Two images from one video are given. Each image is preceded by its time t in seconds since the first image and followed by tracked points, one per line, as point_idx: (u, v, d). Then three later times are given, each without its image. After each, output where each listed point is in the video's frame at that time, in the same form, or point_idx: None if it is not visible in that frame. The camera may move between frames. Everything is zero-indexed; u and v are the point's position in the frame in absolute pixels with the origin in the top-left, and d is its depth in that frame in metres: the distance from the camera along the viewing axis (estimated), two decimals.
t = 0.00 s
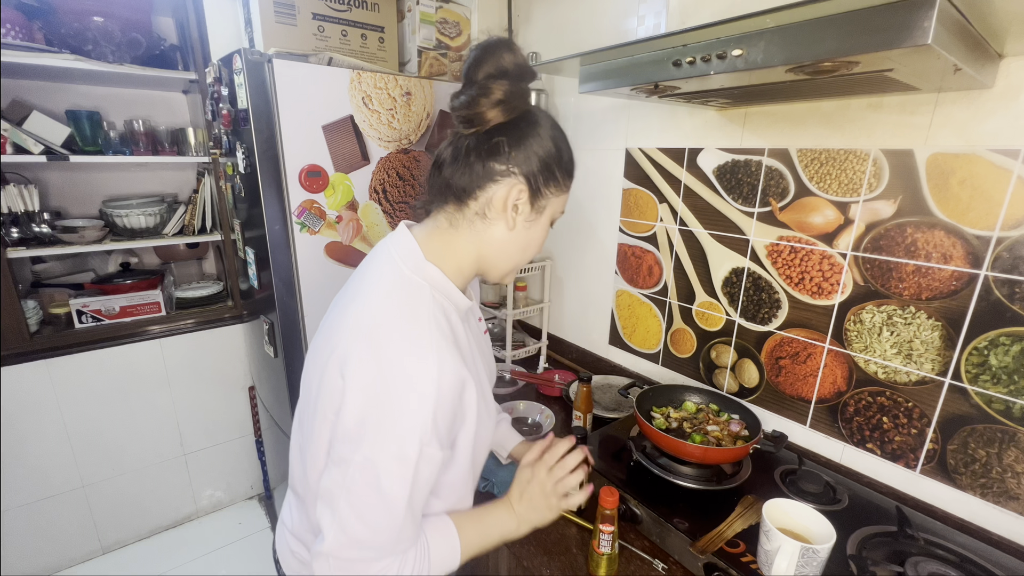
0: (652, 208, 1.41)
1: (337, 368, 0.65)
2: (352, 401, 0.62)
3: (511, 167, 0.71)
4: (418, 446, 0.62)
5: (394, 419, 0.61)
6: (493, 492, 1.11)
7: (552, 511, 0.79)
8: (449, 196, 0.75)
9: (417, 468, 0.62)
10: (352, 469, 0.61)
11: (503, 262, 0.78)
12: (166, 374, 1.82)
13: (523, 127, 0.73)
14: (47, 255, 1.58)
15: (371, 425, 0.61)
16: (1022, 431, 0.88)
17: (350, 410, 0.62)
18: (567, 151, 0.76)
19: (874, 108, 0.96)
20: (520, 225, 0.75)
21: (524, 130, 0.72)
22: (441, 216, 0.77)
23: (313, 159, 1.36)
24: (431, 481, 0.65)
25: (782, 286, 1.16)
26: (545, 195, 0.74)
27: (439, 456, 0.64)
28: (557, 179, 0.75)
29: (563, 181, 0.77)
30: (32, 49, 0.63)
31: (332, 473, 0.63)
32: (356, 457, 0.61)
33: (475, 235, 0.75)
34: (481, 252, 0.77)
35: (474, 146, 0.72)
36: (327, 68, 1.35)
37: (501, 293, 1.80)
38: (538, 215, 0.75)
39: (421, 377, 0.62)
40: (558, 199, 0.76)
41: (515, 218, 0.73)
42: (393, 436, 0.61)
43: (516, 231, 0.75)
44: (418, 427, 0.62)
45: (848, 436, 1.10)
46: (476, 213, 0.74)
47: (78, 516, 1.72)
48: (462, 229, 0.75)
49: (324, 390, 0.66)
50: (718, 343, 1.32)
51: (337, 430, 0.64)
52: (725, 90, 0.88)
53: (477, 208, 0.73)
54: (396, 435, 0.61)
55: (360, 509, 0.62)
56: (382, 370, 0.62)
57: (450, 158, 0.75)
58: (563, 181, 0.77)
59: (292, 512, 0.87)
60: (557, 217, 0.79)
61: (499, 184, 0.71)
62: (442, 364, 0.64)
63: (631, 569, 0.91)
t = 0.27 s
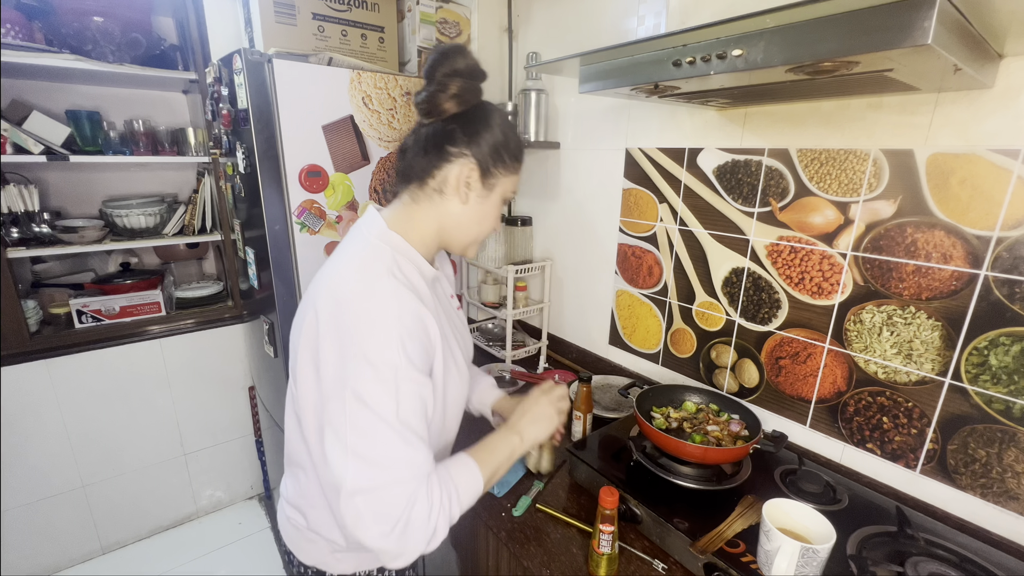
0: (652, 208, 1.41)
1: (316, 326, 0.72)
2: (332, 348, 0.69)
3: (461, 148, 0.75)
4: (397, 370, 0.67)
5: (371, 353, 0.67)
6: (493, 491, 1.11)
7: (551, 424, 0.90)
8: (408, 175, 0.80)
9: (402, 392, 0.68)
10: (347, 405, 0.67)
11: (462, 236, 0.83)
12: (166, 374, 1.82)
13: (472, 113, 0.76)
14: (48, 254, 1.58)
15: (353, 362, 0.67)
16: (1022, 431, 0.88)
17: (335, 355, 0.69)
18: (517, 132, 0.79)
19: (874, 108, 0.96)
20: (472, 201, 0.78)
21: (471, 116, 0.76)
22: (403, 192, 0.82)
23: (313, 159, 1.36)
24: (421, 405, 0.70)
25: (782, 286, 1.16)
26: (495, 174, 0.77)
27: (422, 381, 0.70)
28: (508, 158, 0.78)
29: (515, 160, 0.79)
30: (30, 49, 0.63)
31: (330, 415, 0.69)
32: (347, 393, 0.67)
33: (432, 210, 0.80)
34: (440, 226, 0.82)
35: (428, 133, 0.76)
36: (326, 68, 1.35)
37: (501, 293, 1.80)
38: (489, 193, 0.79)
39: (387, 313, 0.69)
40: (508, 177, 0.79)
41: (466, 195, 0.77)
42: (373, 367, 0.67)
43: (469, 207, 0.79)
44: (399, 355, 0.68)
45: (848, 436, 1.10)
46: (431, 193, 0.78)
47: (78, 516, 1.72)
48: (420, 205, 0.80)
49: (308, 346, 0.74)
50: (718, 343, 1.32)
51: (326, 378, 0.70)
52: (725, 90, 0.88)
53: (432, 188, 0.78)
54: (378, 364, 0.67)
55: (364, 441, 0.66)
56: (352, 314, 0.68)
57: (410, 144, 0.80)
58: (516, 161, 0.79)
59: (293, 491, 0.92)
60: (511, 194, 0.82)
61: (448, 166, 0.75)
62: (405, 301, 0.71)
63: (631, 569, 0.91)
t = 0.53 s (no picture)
0: (652, 208, 1.41)
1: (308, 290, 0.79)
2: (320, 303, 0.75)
3: (406, 127, 0.83)
4: (378, 313, 0.73)
5: (354, 299, 0.73)
6: (493, 491, 1.11)
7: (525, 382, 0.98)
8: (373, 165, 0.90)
9: (384, 330, 0.73)
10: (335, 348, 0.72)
11: (416, 211, 0.88)
12: (166, 374, 1.82)
13: (420, 102, 0.85)
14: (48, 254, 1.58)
15: (339, 309, 0.73)
16: (1022, 431, 0.88)
17: (322, 309, 0.75)
18: (461, 114, 0.85)
19: (874, 108, 0.95)
20: (417, 173, 0.84)
21: (419, 104, 0.85)
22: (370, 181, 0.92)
23: (313, 159, 1.36)
24: (403, 344, 0.75)
25: (782, 286, 1.16)
26: (436, 147, 0.83)
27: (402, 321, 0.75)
28: (450, 133, 0.84)
29: (458, 137, 0.84)
30: (30, 48, 0.63)
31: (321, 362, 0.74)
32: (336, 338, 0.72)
33: (387, 189, 0.87)
34: (398, 205, 0.88)
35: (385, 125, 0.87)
36: (326, 68, 1.35)
37: (501, 293, 1.79)
38: (432, 165, 0.84)
39: (367, 265, 0.75)
40: (450, 151, 0.84)
41: (413, 169, 0.84)
42: (356, 310, 0.72)
43: (417, 180, 0.85)
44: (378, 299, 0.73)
45: (848, 436, 1.10)
46: (384, 172, 0.87)
47: (78, 516, 1.72)
48: (379, 185, 0.87)
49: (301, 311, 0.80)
50: (718, 343, 1.32)
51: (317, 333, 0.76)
52: (725, 90, 0.88)
53: (385, 168, 0.87)
54: (361, 306, 0.72)
55: (352, 377, 0.71)
56: (335, 271, 0.75)
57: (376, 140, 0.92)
58: (460, 138, 0.85)
59: (300, 474, 0.95)
60: (459, 170, 0.86)
61: (395, 144, 0.84)
62: (384, 257, 0.77)
63: (631, 569, 0.92)
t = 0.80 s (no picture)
0: (652, 208, 1.41)
1: (313, 286, 0.79)
2: (320, 299, 0.75)
3: (406, 125, 0.83)
4: (370, 313, 0.70)
5: (348, 297, 0.71)
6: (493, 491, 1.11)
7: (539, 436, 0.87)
8: (374, 164, 0.90)
9: (374, 332, 0.70)
10: (325, 347, 0.70)
11: (416, 208, 0.88)
12: (165, 374, 1.82)
13: (421, 101, 0.86)
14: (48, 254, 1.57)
15: (333, 306, 0.72)
16: (1022, 431, 0.88)
17: (321, 305, 0.74)
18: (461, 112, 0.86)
19: (874, 108, 0.96)
20: (419, 170, 0.85)
21: (420, 103, 0.85)
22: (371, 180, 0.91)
23: (313, 159, 1.36)
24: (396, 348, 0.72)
25: (782, 286, 1.16)
26: (437, 144, 0.84)
27: (395, 322, 0.72)
28: (449, 130, 0.84)
29: (458, 134, 0.85)
30: (31, 47, 0.63)
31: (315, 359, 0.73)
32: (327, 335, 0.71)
33: (390, 187, 0.87)
34: (401, 204, 0.88)
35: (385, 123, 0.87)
36: (326, 68, 1.35)
37: (501, 293, 1.79)
38: (434, 162, 0.84)
39: (363, 264, 0.74)
40: (451, 147, 0.85)
41: (414, 166, 0.84)
42: (349, 309, 0.71)
43: (419, 178, 0.85)
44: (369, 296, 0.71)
45: (847, 436, 1.10)
46: (387, 169, 0.86)
47: (78, 516, 1.72)
48: (380, 183, 0.87)
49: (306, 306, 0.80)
50: (718, 343, 1.32)
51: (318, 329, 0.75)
52: (726, 90, 0.88)
53: (387, 165, 0.86)
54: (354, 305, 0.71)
55: (340, 378, 0.70)
56: (335, 267, 0.74)
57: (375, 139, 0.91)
58: (460, 135, 0.85)
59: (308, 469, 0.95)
60: (459, 167, 0.87)
61: (397, 142, 0.83)
62: (382, 255, 0.76)
63: (631, 569, 0.92)
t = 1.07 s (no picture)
0: (652, 208, 1.41)
1: (339, 292, 0.77)
2: (353, 309, 0.75)
3: (428, 134, 0.83)
4: (411, 325, 0.73)
5: (390, 308, 0.73)
6: (493, 491, 1.11)
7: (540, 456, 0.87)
8: (384, 167, 0.88)
9: (416, 344, 0.73)
10: (370, 357, 0.73)
11: (434, 217, 0.90)
12: (166, 374, 1.82)
13: (437, 109, 0.86)
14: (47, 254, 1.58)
15: (372, 318, 0.73)
16: (1022, 431, 0.88)
17: (357, 315, 0.75)
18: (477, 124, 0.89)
19: (874, 108, 0.96)
20: (441, 182, 0.86)
21: (437, 111, 0.85)
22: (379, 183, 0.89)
23: (313, 159, 1.36)
24: (433, 359, 0.76)
25: (782, 286, 1.16)
26: (459, 157, 0.86)
27: (432, 332, 0.75)
28: (470, 142, 0.87)
29: (476, 147, 0.88)
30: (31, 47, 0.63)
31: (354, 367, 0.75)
32: (368, 345, 0.73)
33: (405, 193, 0.86)
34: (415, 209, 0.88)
35: (399, 129, 0.85)
36: (326, 68, 1.34)
37: (501, 293, 1.79)
38: (456, 174, 0.87)
39: (399, 275, 0.75)
40: (472, 161, 0.88)
41: (436, 176, 0.85)
42: (392, 320, 0.73)
43: (439, 187, 0.87)
44: (409, 308, 0.74)
45: (847, 436, 1.10)
46: (405, 178, 0.85)
47: (78, 516, 1.72)
48: (395, 188, 0.86)
49: (329, 313, 0.78)
50: (718, 343, 1.32)
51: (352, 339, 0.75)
52: (725, 90, 0.88)
53: (404, 174, 0.85)
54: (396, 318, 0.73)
55: (386, 390, 0.72)
56: (368, 276, 0.74)
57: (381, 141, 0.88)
58: (478, 148, 0.89)
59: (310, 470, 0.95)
60: (474, 177, 0.91)
61: (418, 152, 0.83)
62: (415, 266, 0.77)
63: (631, 569, 0.91)
